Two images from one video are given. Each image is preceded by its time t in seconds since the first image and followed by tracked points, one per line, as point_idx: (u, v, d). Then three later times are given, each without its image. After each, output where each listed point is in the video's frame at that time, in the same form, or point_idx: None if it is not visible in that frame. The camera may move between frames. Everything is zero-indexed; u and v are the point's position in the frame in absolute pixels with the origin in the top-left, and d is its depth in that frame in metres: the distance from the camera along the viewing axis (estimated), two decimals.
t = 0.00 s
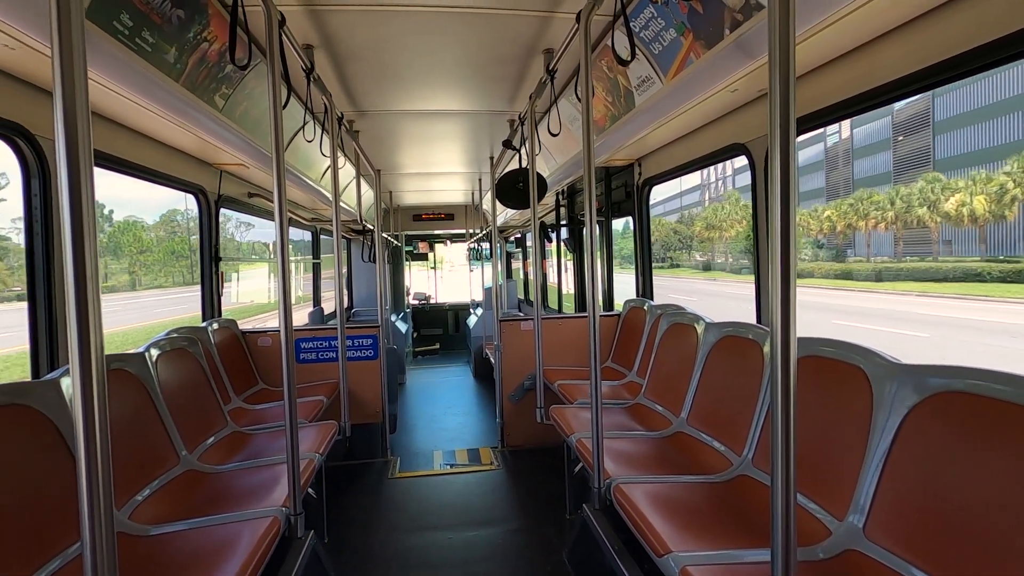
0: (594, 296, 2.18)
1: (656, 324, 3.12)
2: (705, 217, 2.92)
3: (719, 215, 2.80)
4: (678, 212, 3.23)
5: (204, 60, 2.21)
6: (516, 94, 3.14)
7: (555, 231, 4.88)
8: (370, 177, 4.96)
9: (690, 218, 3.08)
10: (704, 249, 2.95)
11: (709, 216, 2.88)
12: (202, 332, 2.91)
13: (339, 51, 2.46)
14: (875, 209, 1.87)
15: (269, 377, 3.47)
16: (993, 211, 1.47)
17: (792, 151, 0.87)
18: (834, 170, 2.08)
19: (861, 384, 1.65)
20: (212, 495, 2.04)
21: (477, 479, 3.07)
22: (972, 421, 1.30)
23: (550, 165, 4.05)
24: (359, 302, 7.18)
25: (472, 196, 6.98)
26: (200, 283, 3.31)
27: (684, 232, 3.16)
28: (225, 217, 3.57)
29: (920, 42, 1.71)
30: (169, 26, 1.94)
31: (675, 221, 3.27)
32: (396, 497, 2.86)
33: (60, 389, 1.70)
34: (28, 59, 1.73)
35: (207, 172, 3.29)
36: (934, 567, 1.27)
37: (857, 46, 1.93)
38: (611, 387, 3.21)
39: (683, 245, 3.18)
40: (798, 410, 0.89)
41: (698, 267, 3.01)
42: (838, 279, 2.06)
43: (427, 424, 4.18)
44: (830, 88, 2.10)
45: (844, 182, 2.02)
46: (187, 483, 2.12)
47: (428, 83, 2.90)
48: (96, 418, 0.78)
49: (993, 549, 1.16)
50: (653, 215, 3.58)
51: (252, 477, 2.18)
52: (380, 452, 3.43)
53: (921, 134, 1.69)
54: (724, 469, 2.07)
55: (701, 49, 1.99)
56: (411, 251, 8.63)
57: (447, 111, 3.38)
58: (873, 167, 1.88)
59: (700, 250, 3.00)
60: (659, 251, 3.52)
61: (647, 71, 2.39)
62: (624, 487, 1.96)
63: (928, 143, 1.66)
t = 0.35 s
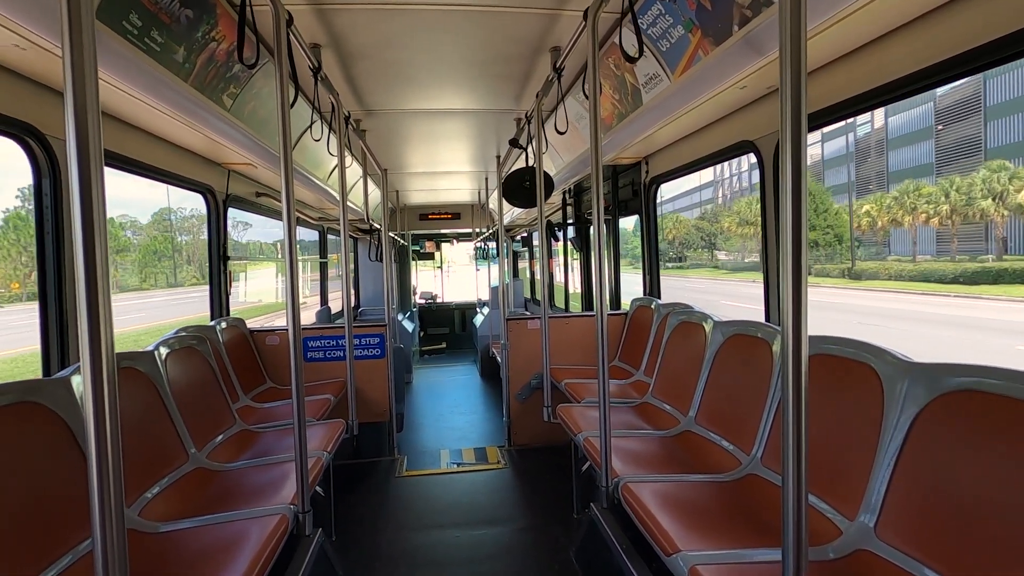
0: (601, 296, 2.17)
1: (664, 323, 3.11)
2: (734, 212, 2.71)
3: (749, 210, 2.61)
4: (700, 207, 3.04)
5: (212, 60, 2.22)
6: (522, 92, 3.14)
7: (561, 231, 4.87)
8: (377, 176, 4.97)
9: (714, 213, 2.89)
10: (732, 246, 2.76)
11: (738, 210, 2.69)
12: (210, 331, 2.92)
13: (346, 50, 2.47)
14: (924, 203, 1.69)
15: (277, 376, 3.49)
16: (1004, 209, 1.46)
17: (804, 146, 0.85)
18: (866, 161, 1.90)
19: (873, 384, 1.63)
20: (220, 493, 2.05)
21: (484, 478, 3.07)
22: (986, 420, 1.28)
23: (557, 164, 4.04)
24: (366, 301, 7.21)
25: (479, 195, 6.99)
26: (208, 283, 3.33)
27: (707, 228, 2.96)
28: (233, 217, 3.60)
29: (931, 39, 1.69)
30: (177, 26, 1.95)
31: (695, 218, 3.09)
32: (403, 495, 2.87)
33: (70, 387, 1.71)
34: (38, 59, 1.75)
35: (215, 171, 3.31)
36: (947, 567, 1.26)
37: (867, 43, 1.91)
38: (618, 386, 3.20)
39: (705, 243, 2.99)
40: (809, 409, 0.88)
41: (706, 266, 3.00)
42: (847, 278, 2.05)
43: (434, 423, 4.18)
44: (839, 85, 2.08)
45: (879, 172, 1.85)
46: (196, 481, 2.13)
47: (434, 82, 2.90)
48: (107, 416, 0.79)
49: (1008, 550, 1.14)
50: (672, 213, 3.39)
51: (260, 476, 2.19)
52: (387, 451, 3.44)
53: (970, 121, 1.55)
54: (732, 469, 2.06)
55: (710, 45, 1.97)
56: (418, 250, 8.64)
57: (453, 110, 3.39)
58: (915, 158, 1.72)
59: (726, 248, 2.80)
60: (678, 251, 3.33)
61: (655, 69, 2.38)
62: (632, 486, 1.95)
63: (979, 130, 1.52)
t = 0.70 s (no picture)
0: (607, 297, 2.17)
1: (670, 324, 3.10)
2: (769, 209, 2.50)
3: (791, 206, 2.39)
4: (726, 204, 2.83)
5: (219, 63, 2.24)
6: (528, 93, 3.14)
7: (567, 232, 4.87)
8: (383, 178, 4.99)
9: (744, 211, 2.69)
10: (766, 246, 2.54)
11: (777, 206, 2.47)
12: (218, 332, 2.94)
13: (352, 52, 2.48)
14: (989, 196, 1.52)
15: (284, 376, 3.51)
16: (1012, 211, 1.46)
17: (809, 146, 0.85)
18: (899, 155, 1.81)
19: (881, 385, 1.62)
20: (227, 494, 2.06)
21: (490, 479, 3.07)
22: (995, 422, 1.26)
23: (562, 165, 4.04)
24: (373, 302, 7.24)
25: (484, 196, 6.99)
26: (216, 284, 3.36)
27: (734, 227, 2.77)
28: (241, 218, 3.62)
29: (939, 38, 1.67)
30: (185, 30, 1.96)
31: (721, 217, 2.89)
32: (409, 496, 2.87)
33: (80, 388, 1.73)
34: (47, 63, 1.77)
35: (222, 173, 3.33)
36: (956, 571, 1.24)
37: (874, 41, 1.89)
38: (624, 387, 3.19)
39: (729, 243, 2.81)
40: (814, 410, 0.87)
41: (713, 267, 2.98)
42: (855, 279, 2.03)
43: (440, 424, 4.19)
44: (846, 84, 2.06)
45: (916, 167, 1.75)
46: (204, 481, 2.15)
47: (440, 84, 2.91)
48: (115, 420, 0.79)
49: (1019, 554, 1.12)
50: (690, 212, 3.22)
51: (266, 476, 2.20)
52: (393, 452, 3.45)
53: None
54: (739, 470, 2.05)
55: (716, 45, 1.97)
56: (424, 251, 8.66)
57: (459, 112, 3.39)
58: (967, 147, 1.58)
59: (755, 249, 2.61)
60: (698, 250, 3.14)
61: (661, 69, 2.38)
62: (638, 488, 1.94)
63: None
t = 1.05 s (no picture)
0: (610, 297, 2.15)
1: (674, 323, 3.09)
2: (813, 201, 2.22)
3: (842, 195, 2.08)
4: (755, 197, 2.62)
5: (223, 63, 2.25)
6: (532, 92, 3.13)
7: (572, 231, 4.86)
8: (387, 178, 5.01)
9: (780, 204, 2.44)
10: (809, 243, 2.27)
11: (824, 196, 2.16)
12: (223, 331, 2.95)
13: (356, 51, 2.48)
14: None
15: (289, 375, 3.52)
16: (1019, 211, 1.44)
17: (812, 143, 0.84)
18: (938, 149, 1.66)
19: (887, 384, 1.60)
20: (232, 492, 2.07)
21: (494, 477, 3.07)
22: (1003, 421, 1.25)
23: (567, 164, 4.03)
24: (378, 301, 7.25)
25: (489, 196, 7.00)
26: (221, 284, 3.37)
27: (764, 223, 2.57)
28: (246, 218, 3.64)
29: (944, 34, 1.65)
30: (189, 29, 1.97)
31: (748, 211, 2.69)
32: (413, 495, 2.87)
33: (85, 386, 1.74)
34: (53, 63, 1.78)
35: (227, 173, 3.35)
36: (964, 572, 1.22)
37: (876, 40, 1.88)
38: (629, 386, 3.18)
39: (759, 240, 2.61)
40: (819, 408, 0.86)
41: (718, 265, 2.97)
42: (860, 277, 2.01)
43: (444, 424, 4.18)
44: (848, 82, 2.04)
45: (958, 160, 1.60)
46: (209, 479, 2.16)
47: (444, 83, 2.91)
48: (117, 418, 0.80)
49: None
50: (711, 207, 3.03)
51: (271, 474, 2.20)
52: (398, 451, 3.45)
53: None
54: (744, 470, 2.03)
55: (720, 43, 1.95)
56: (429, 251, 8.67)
57: (463, 111, 3.39)
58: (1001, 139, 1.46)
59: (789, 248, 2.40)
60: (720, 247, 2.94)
61: (665, 67, 2.37)
62: (642, 487, 1.93)
63: None
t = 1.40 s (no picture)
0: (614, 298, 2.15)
1: (680, 324, 3.09)
2: (868, 190, 1.90)
3: (908, 184, 1.74)
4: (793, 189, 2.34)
5: (230, 67, 2.27)
6: (537, 94, 3.13)
7: (577, 232, 4.86)
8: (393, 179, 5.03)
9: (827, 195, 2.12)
10: (862, 241, 1.96)
11: (884, 184, 1.82)
12: (231, 333, 2.98)
13: (361, 54, 2.50)
14: None
15: (296, 376, 3.54)
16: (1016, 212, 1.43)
17: (813, 144, 0.84)
18: (981, 137, 1.50)
19: (893, 385, 1.59)
20: (240, 492, 2.09)
21: (500, 478, 3.08)
22: (1010, 423, 1.24)
23: (572, 165, 4.04)
24: (384, 302, 7.29)
25: (495, 197, 7.01)
26: (229, 286, 3.40)
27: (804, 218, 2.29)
28: (253, 220, 3.67)
29: (948, 34, 1.64)
30: (196, 34, 1.99)
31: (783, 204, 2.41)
32: (419, 496, 2.89)
33: (94, 388, 1.76)
34: (64, 69, 1.81)
35: (234, 176, 3.38)
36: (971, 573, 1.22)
37: (880, 40, 1.87)
38: (634, 387, 3.17)
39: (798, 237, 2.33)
40: (822, 409, 0.86)
41: (723, 266, 2.96)
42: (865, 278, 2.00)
43: (450, 425, 4.19)
44: (851, 83, 2.03)
45: (1008, 147, 1.44)
46: (216, 480, 2.18)
47: (448, 85, 2.92)
48: (126, 419, 0.81)
49: None
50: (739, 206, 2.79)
51: (278, 475, 2.22)
52: (404, 451, 3.47)
53: None
54: (750, 471, 2.03)
55: (724, 44, 1.95)
56: (435, 252, 8.68)
57: (467, 113, 3.40)
58: None
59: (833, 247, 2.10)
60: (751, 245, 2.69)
61: (669, 68, 2.36)
62: (647, 488, 1.93)
63: None
